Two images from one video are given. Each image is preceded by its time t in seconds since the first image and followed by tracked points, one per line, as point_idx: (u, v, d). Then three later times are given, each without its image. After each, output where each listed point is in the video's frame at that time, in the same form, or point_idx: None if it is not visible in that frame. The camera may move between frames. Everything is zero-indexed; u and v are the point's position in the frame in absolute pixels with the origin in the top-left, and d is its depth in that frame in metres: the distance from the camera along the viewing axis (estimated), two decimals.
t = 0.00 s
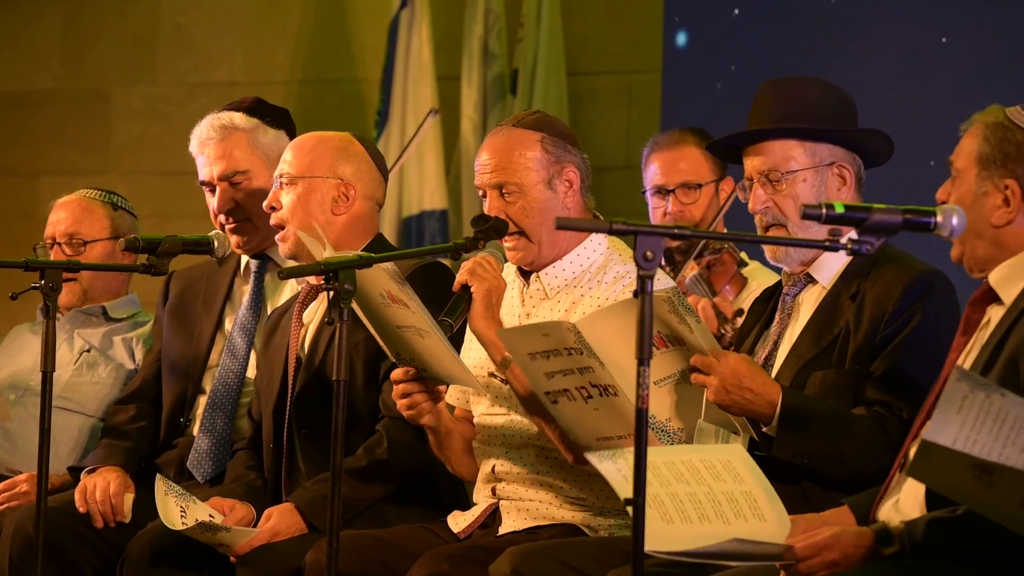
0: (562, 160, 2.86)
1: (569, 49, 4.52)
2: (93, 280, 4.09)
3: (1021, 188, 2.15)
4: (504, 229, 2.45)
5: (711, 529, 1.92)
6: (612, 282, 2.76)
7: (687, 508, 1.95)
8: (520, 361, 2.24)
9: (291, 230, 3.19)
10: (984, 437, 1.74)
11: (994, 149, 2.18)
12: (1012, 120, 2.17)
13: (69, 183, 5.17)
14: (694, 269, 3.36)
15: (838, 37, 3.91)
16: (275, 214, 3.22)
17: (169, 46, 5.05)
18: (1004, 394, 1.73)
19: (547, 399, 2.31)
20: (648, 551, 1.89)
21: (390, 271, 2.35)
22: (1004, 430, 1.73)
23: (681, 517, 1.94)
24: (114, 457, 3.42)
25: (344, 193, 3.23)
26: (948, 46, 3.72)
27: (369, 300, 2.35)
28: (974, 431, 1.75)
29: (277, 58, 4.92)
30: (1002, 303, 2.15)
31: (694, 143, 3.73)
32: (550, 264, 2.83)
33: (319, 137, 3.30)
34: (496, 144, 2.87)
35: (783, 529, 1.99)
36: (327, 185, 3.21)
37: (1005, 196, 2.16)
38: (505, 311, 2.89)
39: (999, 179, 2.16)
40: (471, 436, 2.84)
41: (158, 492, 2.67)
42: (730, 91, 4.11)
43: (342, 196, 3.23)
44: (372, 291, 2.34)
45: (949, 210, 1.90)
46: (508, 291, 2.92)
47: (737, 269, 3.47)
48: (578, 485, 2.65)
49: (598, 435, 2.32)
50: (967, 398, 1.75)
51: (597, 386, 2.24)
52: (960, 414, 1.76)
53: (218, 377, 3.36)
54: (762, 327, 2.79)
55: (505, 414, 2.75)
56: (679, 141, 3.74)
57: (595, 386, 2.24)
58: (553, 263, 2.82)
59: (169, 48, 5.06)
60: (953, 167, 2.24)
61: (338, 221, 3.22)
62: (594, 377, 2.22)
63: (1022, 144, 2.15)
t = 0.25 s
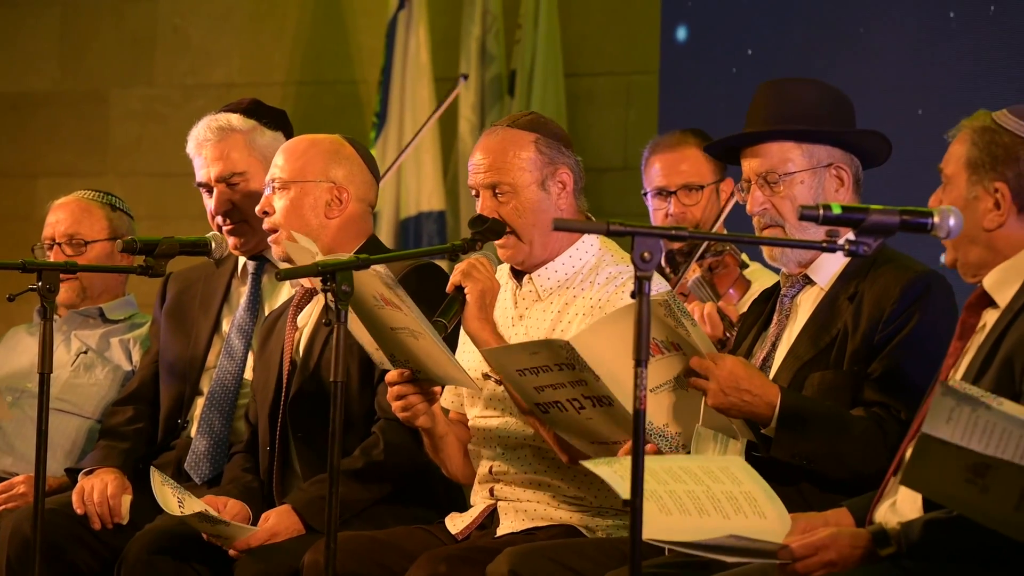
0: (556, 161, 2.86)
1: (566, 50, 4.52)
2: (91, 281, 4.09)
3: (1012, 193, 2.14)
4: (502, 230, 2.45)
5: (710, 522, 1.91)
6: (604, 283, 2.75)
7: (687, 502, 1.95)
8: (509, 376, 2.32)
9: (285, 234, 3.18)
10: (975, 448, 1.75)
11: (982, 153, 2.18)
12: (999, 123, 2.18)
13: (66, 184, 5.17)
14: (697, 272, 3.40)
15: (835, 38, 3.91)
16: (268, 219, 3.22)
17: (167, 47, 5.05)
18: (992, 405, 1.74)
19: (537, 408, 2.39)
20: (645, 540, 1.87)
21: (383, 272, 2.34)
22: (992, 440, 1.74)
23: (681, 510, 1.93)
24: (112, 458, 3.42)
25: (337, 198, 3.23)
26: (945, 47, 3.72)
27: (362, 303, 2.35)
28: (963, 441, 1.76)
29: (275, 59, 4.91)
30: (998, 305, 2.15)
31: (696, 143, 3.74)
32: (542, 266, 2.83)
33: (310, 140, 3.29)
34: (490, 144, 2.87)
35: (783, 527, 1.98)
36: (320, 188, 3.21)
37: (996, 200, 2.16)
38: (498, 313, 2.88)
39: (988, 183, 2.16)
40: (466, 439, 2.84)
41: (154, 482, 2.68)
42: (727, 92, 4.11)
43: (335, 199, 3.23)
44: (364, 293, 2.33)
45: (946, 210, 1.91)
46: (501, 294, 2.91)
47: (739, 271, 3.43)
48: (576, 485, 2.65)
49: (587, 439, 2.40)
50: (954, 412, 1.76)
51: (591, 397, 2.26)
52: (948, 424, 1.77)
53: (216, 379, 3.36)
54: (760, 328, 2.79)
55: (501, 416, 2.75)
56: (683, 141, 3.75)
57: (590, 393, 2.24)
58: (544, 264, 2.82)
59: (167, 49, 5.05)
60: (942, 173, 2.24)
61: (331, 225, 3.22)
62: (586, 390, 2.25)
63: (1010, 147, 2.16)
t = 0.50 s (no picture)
0: (548, 162, 2.86)
1: (565, 51, 4.52)
2: (90, 283, 4.09)
3: (1002, 197, 2.15)
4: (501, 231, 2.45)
5: (710, 521, 1.91)
6: (598, 282, 2.76)
7: (687, 500, 1.95)
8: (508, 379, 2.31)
9: (280, 238, 3.19)
10: (975, 443, 1.74)
11: (973, 158, 2.19)
12: (988, 129, 2.20)
13: (65, 186, 5.17)
14: (695, 273, 3.39)
15: (833, 39, 3.92)
16: (260, 225, 3.22)
17: (166, 48, 5.05)
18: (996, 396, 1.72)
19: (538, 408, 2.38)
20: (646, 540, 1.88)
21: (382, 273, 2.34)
22: (994, 434, 1.73)
23: (682, 508, 1.93)
24: (110, 460, 3.42)
25: (326, 203, 3.23)
26: (943, 48, 3.73)
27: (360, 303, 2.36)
28: (965, 435, 1.74)
29: (273, 60, 4.92)
30: (994, 308, 2.15)
31: (699, 143, 3.75)
32: (536, 267, 2.83)
33: (300, 144, 3.28)
34: (482, 146, 2.86)
35: (783, 526, 1.97)
36: (311, 192, 3.21)
37: (988, 204, 2.16)
38: (493, 314, 2.89)
39: (980, 187, 2.17)
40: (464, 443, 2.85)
41: (148, 481, 2.72)
42: (725, 93, 4.11)
43: (328, 201, 3.23)
44: (362, 294, 2.34)
45: (944, 210, 1.91)
46: (496, 296, 2.91)
47: (737, 272, 3.46)
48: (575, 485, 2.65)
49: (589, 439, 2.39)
50: (958, 403, 1.73)
51: (587, 396, 2.28)
52: (952, 416, 1.74)
53: (216, 380, 3.36)
54: (758, 329, 2.79)
55: (499, 417, 2.76)
56: (684, 141, 3.75)
57: (587, 392, 2.26)
58: (538, 265, 2.83)
59: (166, 51, 5.05)
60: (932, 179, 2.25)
61: (323, 228, 3.22)
62: (586, 389, 2.26)
63: (999, 151, 2.17)
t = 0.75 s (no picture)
0: (538, 161, 2.85)
1: (564, 52, 4.52)
2: (89, 284, 4.09)
3: (1004, 200, 2.15)
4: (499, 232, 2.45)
5: (706, 519, 1.90)
6: (594, 281, 2.76)
7: (683, 502, 1.94)
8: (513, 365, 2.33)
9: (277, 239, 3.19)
10: (971, 443, 1.75)
11: (974, 161, 2.19)
12: (990, 132, 2.19)
13: (64, 187, 5.17)
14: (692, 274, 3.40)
15: (832, 40, 3.92)
16: (257, 222, 3.22)
17: (165, 50, 5.05)
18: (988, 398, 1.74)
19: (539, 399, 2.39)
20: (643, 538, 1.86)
21: (381, 274, 2.34)
22: (989, 436, 1.74)
23: (678, 510, 1.92)
24: (109, 461, 3.42)
25: (326, 201, 3.23)
26: (942, 49, 3.73)
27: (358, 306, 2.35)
28: (959, 436, 1.75)
29: (272, 61, 4.92)
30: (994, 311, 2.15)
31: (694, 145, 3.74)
32: (531, 267, 2.83)
33: (299, 143, 3.29)
34: (473, 147, 2.86)
35: (781, 528, 1.98)
36: (309, 190, 3.21)
37: (990, 207, 2.16)
38: (489, 315, 2.89)
39: (982, 191, 2.17)
40: (462, 447, 2.84)
41: (144, 480, 2.74)
42: (724, 94, 4.11)
43: (324, 201, 3.23)
44: (360, 296, 2.33)
45: (943, 211, 1.91)
46: (492, 297, 2.91)
47: (733, 272, 3.48)
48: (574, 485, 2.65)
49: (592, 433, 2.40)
50: (950, 405, 1.75)
51: (586, 391, 2.29)
52: (946, 418, 1.76)
53: (214, 381, 3.36)
54: (757, 330, 2.79)
55: (496, 420, 2.76)
56: (679, 143, 3.75)
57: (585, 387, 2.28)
58: (533, 266, 2.82)
59: (165, 52, 5.05)
60: (931, 182, 2.25)
61: (320, 227, 3.22)
62: (585, 384, 2.27)
63: (1000, 154, 2.17)
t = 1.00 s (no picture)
0: (532, 163, 2.85)
1: (563, 52, 4.53)
2: (88, 286, 4.09)
3: (1006, 201, 2.15)
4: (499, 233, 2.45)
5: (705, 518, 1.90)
6: (592, 281, 2.77)
7: (683, 501, 1.95)
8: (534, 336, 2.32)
9: (278, 240, 3.19)
10: (975, 445, 1.74)
11: (975, 163, 2.19)
12: (990, 134, 2.20)
13: (63, 188, 5.16)
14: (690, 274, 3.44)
15: (832, 41, 3.92)
16: (257, 223, 3.23)
17: (164, 51, 5.05)
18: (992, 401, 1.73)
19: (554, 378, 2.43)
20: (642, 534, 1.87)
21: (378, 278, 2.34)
22: (993, 437, 1.73)
23: (677, 510, 1.92)
24: (108, 462, 3.42)
25: (325, 202, 3.23)
26: (941, 49, 3.73)
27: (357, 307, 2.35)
28: (964, 438, 1.74)
29: (272, 62, 4.92)
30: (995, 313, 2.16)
31: (690, 146, 3.74)
32: (528, 269, 2.83)
33: (297, 144, 3.29)
34: (465, 153, 2.87)
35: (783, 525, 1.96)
36: (309, 192, 3.21)
37: (991, 210, 2.16)
38: (488, 316, 2.89)
39: (983, 194, 2.17)
40: (462, 448, 2.83)
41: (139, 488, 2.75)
42: (724, 94, 4.11)
43: (323, 202, 3.23)
44: (358, 298, 2.34)
45: (942, 212, 1.91)
46: (490, 299, 2.91)
47: (730, 272, 3.45)
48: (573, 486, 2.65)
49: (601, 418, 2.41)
50: (954, 407, 1.74)
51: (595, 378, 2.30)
52: (951, 419, 1.75)
53: (212, 382, 3.36)
54: (756, 331, 2.79)
55: (496, 421, 2.77)
56: (675, 144, 3.75)
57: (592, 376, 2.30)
58: (531, 268, 2.82)
59: (164, 53, 5.05)
60: (931, 185, 2.25)
61: (319, 228, 3.22)
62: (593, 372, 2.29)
63: (1001, 156, 2.17)
